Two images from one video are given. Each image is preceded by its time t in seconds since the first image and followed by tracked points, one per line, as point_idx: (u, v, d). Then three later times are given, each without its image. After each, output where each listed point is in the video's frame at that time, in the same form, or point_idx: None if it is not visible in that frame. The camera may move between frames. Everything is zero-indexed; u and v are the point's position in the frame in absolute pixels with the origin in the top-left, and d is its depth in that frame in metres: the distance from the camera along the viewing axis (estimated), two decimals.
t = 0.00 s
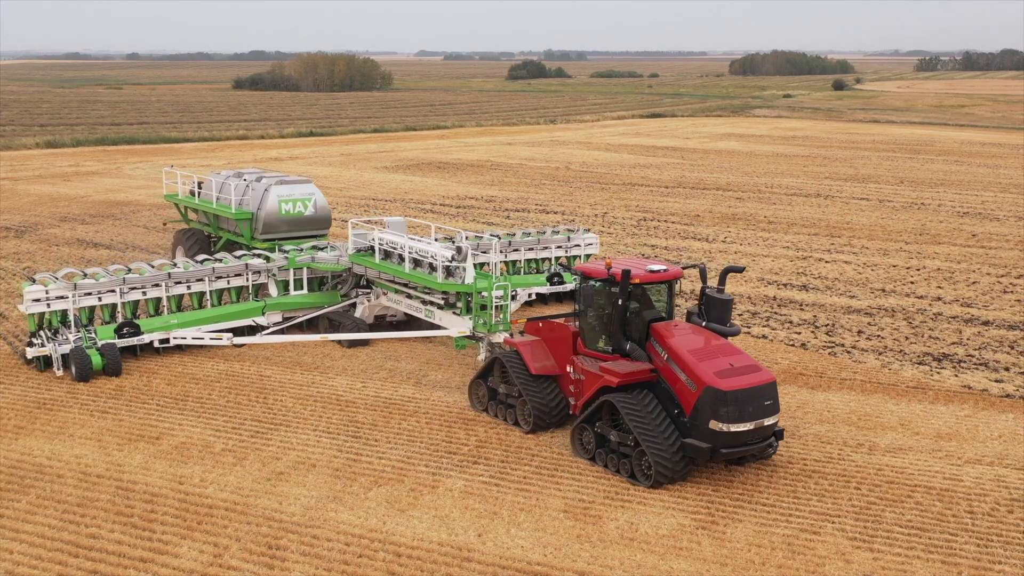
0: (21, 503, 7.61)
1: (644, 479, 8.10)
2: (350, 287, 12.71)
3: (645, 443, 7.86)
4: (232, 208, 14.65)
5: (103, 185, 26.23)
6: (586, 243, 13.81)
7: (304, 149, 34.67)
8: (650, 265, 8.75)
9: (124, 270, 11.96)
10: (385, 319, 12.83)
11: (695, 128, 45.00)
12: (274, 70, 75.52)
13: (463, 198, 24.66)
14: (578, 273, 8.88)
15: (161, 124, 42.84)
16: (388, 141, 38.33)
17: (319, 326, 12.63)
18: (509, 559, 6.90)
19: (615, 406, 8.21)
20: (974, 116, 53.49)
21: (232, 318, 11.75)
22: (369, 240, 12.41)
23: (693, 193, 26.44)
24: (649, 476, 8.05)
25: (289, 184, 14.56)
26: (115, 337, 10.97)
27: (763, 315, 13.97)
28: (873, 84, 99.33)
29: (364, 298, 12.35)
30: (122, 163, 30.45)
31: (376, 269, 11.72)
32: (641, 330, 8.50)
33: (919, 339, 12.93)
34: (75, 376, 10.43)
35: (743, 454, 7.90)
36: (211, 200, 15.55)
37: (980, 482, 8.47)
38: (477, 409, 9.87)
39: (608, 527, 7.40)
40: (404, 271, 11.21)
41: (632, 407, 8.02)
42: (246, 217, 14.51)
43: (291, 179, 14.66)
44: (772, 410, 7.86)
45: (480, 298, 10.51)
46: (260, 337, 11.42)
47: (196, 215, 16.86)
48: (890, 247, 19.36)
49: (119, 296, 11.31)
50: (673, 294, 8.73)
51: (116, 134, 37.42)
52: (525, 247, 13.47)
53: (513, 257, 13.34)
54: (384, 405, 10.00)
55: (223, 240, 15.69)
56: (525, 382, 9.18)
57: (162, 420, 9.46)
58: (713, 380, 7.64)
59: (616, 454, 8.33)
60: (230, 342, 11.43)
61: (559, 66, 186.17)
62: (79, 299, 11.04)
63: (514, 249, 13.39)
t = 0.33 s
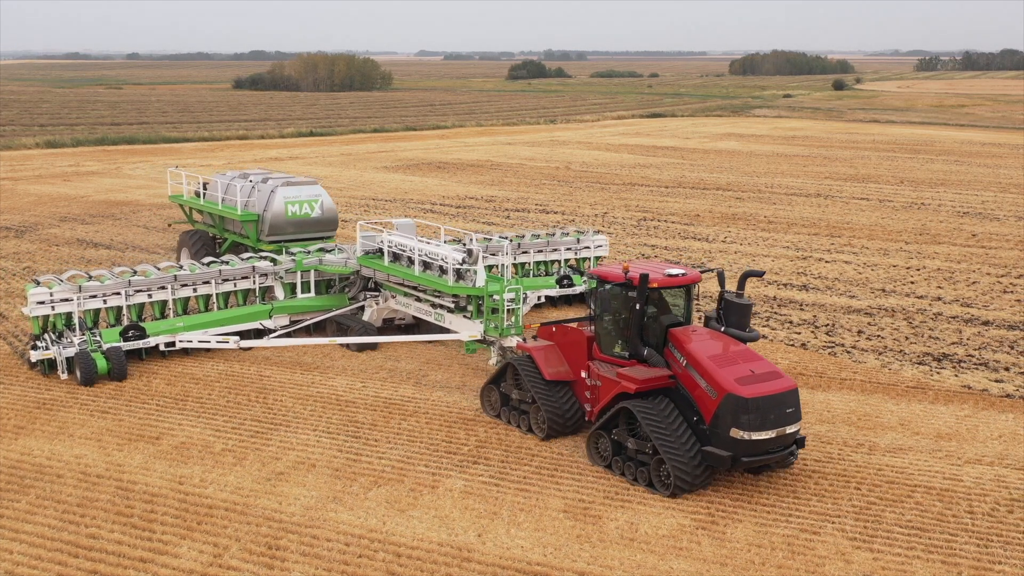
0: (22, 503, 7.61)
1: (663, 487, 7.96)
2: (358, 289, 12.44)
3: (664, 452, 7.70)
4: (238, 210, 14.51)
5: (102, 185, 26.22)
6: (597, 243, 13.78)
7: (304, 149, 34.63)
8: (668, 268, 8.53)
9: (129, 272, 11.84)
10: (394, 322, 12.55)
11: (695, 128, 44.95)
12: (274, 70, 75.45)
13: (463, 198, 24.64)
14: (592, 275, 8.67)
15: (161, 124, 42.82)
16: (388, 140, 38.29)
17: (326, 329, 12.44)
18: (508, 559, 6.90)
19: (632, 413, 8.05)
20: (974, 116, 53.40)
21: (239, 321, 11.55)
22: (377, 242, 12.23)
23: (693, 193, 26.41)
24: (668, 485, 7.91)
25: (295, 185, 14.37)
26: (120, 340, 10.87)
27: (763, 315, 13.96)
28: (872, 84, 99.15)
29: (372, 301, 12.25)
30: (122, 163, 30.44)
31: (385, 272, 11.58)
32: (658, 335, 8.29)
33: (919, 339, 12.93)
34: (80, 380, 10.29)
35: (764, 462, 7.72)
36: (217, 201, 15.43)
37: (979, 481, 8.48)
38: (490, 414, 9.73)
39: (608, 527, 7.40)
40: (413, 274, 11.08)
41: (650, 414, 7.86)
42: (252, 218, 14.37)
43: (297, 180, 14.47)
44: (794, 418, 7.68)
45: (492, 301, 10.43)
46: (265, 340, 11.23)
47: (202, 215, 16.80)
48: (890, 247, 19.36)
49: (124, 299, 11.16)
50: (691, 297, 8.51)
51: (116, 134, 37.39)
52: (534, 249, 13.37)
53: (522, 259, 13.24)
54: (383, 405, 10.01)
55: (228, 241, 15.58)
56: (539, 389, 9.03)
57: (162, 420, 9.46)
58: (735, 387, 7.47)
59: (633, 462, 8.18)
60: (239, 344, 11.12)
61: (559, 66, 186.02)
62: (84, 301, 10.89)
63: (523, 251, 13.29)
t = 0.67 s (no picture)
0: (22, 503, 7.61)
1: (682, 496, 7.80)
2: (366, 293, 12.43)
3: (685, 460, 7.54)
4: (244, 211, 14.37)
5: (102, 185, 26.20)
6: (605, 246, 13.51)
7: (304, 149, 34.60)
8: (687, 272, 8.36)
9: (135, 275, 11.56)
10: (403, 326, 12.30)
11: (695, 128, 44.91)
12: (273, 70, 75.37)
13: (463, 198, 24.62)
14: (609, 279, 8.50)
15: (161, 124, 42.79)
16: (387, 140, 38.27)
17: (334, 333, 12.40)
18: (508, 559, 6.89)
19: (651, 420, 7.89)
20: (974, 116, 53.33)
21: (247, 324, 11.50)
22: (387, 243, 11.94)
23: (693, 193, 26.39)
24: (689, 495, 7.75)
25: (302, 187, 14.22)
26: (126, 343, 10.74)
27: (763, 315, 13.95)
28: (872, 84, 99.00)
29: (381, 305, 12.02)
30: (122, 163, 30.42)
31: (394, 275, 11.32)
32: (676, 339, 8.17)
33: (919, 339, 12.92)
34: (85, 385, 10.14)
35: (787, 471, 7.55)
36: (223, 202, 15.35)
37: (979, 481, 8.47)
38: (502, 420, 9.56)
39: (608, 527, 7.39)
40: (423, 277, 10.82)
41: (668, 420, 7.70)
42: (257, 220, 14.21)
43: (304, 182, 14.32)
44: (817, 426, 7.51)
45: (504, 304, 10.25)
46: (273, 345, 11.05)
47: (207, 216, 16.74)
48: (890, 247, 19.35)
49: (130, 302, 10.94)
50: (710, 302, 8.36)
51: (116, 134, 37.37)
52: (543, 251, 13.22)
53: (531, 262, 13.15)
54: (383, 405, 10.00)
55: (234, 243, 15.48)
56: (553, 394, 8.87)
57: (162, 420, 9.46)
58: (757, 394, 7.30)
59: (652, 470, 8.02)
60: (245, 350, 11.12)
61: (560, 66, 185.87)
62: (89, 304, 10.66)
63: (531, 254, 13.17)
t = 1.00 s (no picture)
0: (22, 503, 7.61)
1: (703, 506, 7.64)
2: (374, 295, 12.03)
3: (704, 467, 7.40)
4: (250, 213, 14.33)
5: (102, 185, 26.19)
6: (615, 248, 13.50)
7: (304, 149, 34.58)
8: (706, 277, 8.26)
9: (141, 278, 11.53)
10: (412, 329, 12.20)
11: (695, 128, 44.90)
12: (273, 70, 75.35)
13: (463, 198, 24.61)
14: (627, 283, 8.37)
15: (161, 124, 42.78)
16: (387, 140, 38.25)
17: (342, 336, 12.14)
18: (508, 559, 6.88)
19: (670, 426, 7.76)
20: (974, 116, 53.32)
21: (254, 327, 11.30)
22: (395, 246, 11.79)
23: (693, 193, 26.39)
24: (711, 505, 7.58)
25: (309, 188, 14.19)
26: (132, 348, 10.52)
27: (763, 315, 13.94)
28: (872, 84, 98.91)
29: (389, 308, 11.83)
30: (122, 163, 30.41)
31: (404, 278, 11.22)
32: (695, 345, 8.02)
33: (919, 339, 12.92)
34: (90, 391, 9.97)
35: (810, 480, 7.40)
36: (228, 204, 15.33)
37: (980, 481, 8.47)
38: (515, 426, 9.40)
39: (608, 527, 7.39)
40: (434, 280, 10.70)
41: (687, 426, 7.58)
42: (264, 222, 14.16)
43: (311, 183, 14.28)
44: (841, 435, 7.37)
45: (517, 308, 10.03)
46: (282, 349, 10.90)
47: (212, 218, 16.72)
48: (891, 247, 19.34)
49: (135, 305, 10.93)
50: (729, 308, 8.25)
51: (116, 134, 37.35)
52: (552, 253, 13.29)
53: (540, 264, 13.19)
54: (383, 405, 10.00)
55: (240, 246, 15.45)
56: (568, 401, 8.71)
57: (162, 420, 9.46)
58: (780, 402, 7.17)
59: (671, 479, 7.87)
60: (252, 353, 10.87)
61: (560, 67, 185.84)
62: (94, 308, 10.67)
63: (541, 256, 13.23)
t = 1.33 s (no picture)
0: (21, 503, 7.60)
1: (725, 516, 7.45)
2: (382, 298, 12.09)
3: (726, 477, 7.21)
4: (256, 215, 14.26)
5: (102, 185, 26.18)
6: (626, 250, 13.45)
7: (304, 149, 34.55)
8: (726, 281, 8.02)
9: (146, 280, 11.34)
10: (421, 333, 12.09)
11: (695, 128, 44.88)
12: (272, 70, 75.31)
13: (463, 198, 24.61)
14: (644, 287, 8.16)
15: (161, 124, 42.76)
16: (387, 140, 38.24)
17: (350, 340, 12.02)
18: (509, 560, 6.88)
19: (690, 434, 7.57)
20: (974, 116, 53.29)
21: (260, 331, 11.19)
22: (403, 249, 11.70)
23: (693, 193, 26.38)
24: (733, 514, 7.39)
25: (316, 190, 14.15)
26: (138, 352, 10.44)
27: (764, 315, 13.94)
28: (872, 84, 98.82)
29: (398, 312, 11.77)
30: (122, 162, 30.39)
31: (413, 281, 11.04)
32: (714, 351, 7.86)
33: (919, 339, 12.91)
34: (96, 396, 9.86)
35: (836, 489, 7.20)
36: (234, 205, 15.27)
37: (980, 481, 8.47)
38: (529, 434, 9.21)
39: (608, 527, 7.39)
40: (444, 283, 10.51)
41: (708, 434, 7.39)
42: (270, 224, 14.10)
43: (318, 185, 14.25)
44: (867, 442, 7.16)
45: (530, 312, 9.91)
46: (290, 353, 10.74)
47: (216, 219, 16.66)
48: (891, 247, 19.34)
49: (141, 308, 10.74)
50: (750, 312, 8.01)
51: (116, 134, 37.32)
52: (562, 255, 13.17)
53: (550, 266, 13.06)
54: (383, 405, 10.00)
55: (245, 247, 15.40)
56: (583, 408, 8.52)
57: (162, 420, 9.45)
58: (804, 409, 6.97)
59: (691, 487, 7.70)
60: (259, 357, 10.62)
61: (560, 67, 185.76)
62: (99, 311, 10.48)
63: (551, 258, 13.12)
